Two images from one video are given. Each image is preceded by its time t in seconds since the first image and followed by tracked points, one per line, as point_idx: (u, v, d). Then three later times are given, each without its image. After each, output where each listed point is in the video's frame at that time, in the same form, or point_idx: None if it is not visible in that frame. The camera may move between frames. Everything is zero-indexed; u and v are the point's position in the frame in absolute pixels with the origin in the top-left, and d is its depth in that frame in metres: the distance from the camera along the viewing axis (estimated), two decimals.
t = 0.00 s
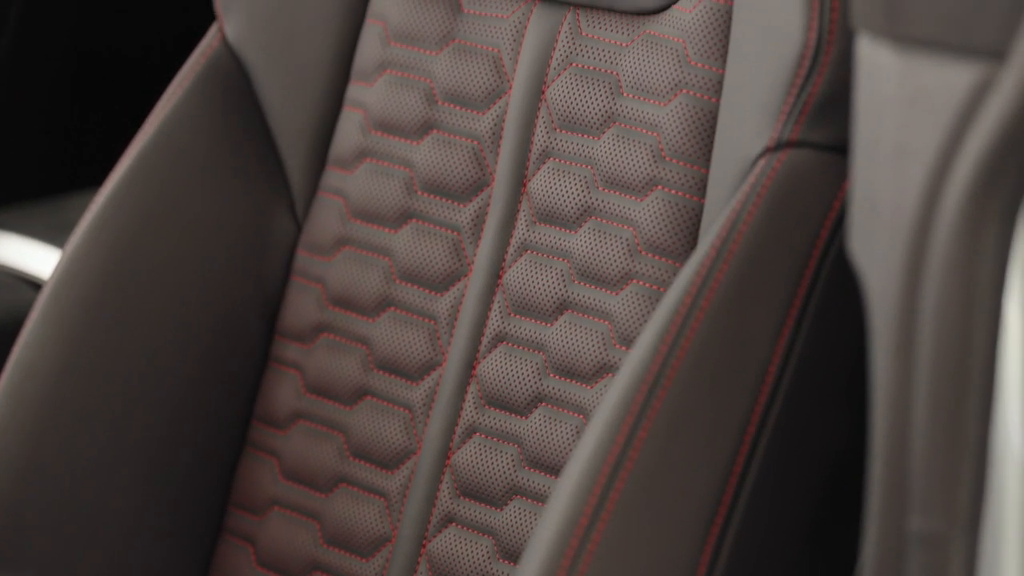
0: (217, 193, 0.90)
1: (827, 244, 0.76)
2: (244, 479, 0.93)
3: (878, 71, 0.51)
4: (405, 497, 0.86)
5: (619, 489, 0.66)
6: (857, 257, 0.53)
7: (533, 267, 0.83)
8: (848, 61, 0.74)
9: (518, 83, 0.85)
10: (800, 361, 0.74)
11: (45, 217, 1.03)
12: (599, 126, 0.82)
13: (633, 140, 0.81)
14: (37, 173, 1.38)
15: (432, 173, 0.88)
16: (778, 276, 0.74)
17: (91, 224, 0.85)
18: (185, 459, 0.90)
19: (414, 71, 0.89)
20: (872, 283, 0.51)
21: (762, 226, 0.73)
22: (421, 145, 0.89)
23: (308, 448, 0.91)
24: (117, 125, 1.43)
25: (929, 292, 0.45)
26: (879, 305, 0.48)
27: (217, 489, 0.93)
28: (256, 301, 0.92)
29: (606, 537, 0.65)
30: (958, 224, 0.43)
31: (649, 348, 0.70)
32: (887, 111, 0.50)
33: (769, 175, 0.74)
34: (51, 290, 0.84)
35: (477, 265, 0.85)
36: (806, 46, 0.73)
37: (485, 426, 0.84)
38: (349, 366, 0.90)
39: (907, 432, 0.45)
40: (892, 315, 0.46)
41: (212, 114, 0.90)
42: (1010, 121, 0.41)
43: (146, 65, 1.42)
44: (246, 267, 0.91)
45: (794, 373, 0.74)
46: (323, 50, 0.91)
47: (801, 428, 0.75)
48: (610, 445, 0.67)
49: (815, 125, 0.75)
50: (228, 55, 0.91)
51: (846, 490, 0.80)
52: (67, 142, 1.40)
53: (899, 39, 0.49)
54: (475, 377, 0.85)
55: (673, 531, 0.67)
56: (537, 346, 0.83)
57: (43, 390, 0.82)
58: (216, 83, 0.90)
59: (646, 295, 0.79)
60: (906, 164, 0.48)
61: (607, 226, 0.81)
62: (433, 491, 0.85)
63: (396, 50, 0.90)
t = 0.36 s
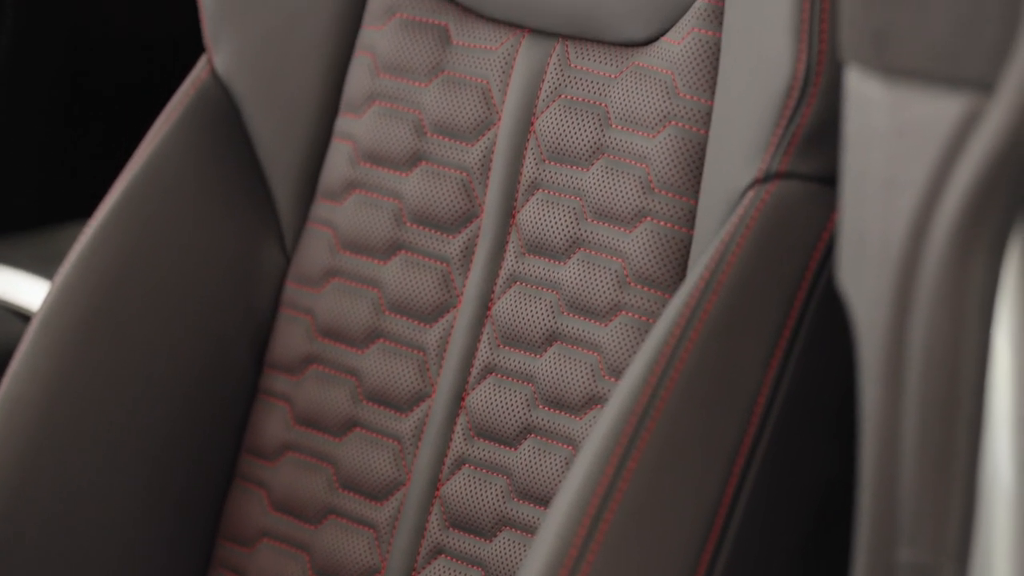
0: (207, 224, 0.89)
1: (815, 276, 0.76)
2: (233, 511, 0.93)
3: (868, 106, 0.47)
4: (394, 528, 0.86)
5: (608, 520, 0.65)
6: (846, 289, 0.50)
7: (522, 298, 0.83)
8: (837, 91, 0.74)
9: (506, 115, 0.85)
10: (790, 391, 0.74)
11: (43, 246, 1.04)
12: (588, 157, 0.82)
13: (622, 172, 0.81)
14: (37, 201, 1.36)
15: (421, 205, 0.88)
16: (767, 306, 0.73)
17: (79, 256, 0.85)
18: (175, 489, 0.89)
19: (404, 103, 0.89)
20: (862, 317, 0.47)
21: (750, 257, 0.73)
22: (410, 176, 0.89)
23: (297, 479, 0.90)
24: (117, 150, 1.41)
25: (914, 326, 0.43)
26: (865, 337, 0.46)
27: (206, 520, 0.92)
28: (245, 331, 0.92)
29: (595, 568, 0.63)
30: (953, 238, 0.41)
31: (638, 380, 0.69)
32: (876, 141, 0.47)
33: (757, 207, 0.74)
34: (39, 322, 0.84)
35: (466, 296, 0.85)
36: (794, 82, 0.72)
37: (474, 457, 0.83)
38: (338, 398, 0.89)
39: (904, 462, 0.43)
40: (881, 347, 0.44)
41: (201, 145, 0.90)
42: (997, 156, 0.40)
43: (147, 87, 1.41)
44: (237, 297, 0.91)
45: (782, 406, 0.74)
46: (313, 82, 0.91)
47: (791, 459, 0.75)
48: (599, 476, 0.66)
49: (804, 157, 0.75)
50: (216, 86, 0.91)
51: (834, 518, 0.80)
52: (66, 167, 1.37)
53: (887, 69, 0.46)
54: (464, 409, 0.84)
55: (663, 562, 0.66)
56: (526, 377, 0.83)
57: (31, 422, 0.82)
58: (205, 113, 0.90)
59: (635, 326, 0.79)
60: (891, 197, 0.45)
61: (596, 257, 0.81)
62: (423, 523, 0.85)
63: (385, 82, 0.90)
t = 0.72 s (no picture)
0: (199, 257, 0.90)
1: (805, 311, 0.75)
2: (223, 544, 0.92)
3: (862, 140, 0.61)
4: (385, 562, 0.85)
5: (598, 553, 0.65)
6: (836, 315, 0.63)
7: (513, 332, 0.83)
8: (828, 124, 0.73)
9: (497, 149, 0.85)
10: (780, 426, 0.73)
11: (42, 280, 1.04)
12: (579, 191, 0.82)
13: (612, 205, 0.81)
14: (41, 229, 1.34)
15: (412, 238, 0.88)
16: (756, 340, 0.73)
17: (70, 290, 0.85)
18: (166, 521, 0.89)
19: (394, 136, 0.90)
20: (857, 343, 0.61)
21: (741, 289, 0.73)
22: (401, 210, 0.89)
23: (287, 513, 0.90)
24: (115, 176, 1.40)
25: (906, 355, 0.56)
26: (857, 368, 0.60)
27: (197, 553, 0.92)
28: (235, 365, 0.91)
29: None
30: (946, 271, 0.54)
31: (629, 414, 0.69)
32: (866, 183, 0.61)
33: (748, 240, 0.73)
34: (28, 356, 0.84)
35: (457, 329, 0.85)
36: (784, 115, 0.72)
37: (465, 491, 0.83)
38: (328, 431, 0.89)
39: (885, 480, 0.57)
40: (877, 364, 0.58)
41: (193, 178, 0.90)
42: (986, 188, 0.52)
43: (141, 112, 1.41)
44: (227, 330, 0.91)
45: (773, 439, 0.73)
46: (303, 114, 0.91)
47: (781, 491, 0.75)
48: (589, 508, 0.66)
49: (793, 190, 0.74)
50: (206, 119, 0.91)
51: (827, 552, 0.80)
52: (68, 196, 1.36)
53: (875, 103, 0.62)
54: (455, 442, 0.84)
55: None
56: (517, 411, 0.82)
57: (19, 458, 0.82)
58: (196, 146, 0.90)
59: (626, 359, 0.79)
60: (884, 227, 0.59)
61: (587, 290, 0.81)
62: (413, 556, 0.84)
63: (376, 115, 0.90)
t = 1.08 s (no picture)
0: (191, 294, 0.90)
1: (796, 348, 0.75)
2: None
3: (851, 179, 0.60)
4: None
5: None
6: (825, 357, 0.59)
7: (504, 369, 0.83)
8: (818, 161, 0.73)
9: (488, 187, 0.86)
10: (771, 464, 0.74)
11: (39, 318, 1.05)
12: (570, 228, 0.82)
13: (603, 242, 0.81)
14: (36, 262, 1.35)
15: (403, 275, 0.88)
16: (747, 378, 0.73)
17: (61, 328, 0.85)
18: (156, 558, 0.88)
19: (386, 173, 0.90)
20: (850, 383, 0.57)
21: (733, 326, 0.72)
22: (392, 247, 0.89)
23: (279, 550, 0.89)
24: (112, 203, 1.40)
25: (897, 390, 0.53)
26: (846, 406, 0.57)
27: None
28: (226, 402, 0.91)
29: None
30: (937, 306, 0.52)
31: (620, 449, 0.69)
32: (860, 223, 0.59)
33: (739, 276, 0.73)
34: (19, 394, 0.84)
35: (448, 366, 0.85)
36: (775, 153, 0.72)
37: (456, 528, 0.83)
38: (319, 469, 0.89)
39: (877, 521, 0.54)
40: (868, 406, 0.55)
41: (185, 215, 0.90)
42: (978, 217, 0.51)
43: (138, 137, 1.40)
44: (219, 366, 0.91)
45: (764, 475, 0.73)
46: (295, 151, 0.92)
47: (772, 530, 0.75)
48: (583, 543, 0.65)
49: (784, 227, 0.74)
50: (197, 156, 0.91)
51: None
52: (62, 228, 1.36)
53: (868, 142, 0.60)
54: (446, 479, 0.84)
55: None
56: (508, 448, 0.82)
57: (8, 498, 0.81)
58: (187, 183, 0.91)
59: (617, 397, 0.79)
60: (874, 264, 0.57)
61: (578, 327, 0.81)
62: None
63: (368, 153, 0.91)
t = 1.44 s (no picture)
0: (185, 332, 0.90)
1: (790, 385, 0.75)
2: None
3: (845, 218, 0.60)
4: None
5: None
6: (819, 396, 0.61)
7: (497, 409, 0.83)
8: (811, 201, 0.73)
9: (480, 226, 0.86)
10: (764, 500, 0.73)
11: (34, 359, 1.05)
12: (562, 268, 0.83)
13: (597, 282, 0.81)
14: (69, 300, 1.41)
15: (396, 315, 0.88)
16: (741, 415, 0.72)
17: (55, 368, 0.85)
18: None
19: (379, 213, 0.90)
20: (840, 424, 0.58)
21: (725, 367, 0.72)
22: (385, 287, 0.89)
23: None
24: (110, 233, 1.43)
25: (890, 432, 0.54)
26: (840, 444, 0.58)
27: None
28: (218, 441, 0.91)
29: None
30: (931, 342, 0.52)
31: (613, 488, 0.69)
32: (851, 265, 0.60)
33: (732, 316, 0.73)
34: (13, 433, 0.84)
35: (441, 406, 0.85)
36: (767, 193, 0.72)
37: (449, 568, 0.83)
38: (312, 509, 0.89)
39: (871, 559, 0.55)
40: (857, 444, 0.56)
41: (179, 254, 0.90)
42: (976, 252, 0.50)
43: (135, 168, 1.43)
44: (212, 404, 0.91)
45: (757, 512, 0.73)
46: (287, 191, 0.92)
47: (764, 567, 0.74)
48: None
49: (777, 267, 0.74)
50: (190, 196, 0.92)
51: None
52: (61, 254, 1.38)
53: (862, 183, 0.60)
54: (439, 519, 0.84)
55: None
56: (501, 487, 0.82)
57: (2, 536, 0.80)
58: (180, 223, 0.91)
59: (610, 436, 0.79)
60: (868, 303, 0.58)
61: (571, 367, 0.81)
62: None
63: (361, 193, 0.91)
